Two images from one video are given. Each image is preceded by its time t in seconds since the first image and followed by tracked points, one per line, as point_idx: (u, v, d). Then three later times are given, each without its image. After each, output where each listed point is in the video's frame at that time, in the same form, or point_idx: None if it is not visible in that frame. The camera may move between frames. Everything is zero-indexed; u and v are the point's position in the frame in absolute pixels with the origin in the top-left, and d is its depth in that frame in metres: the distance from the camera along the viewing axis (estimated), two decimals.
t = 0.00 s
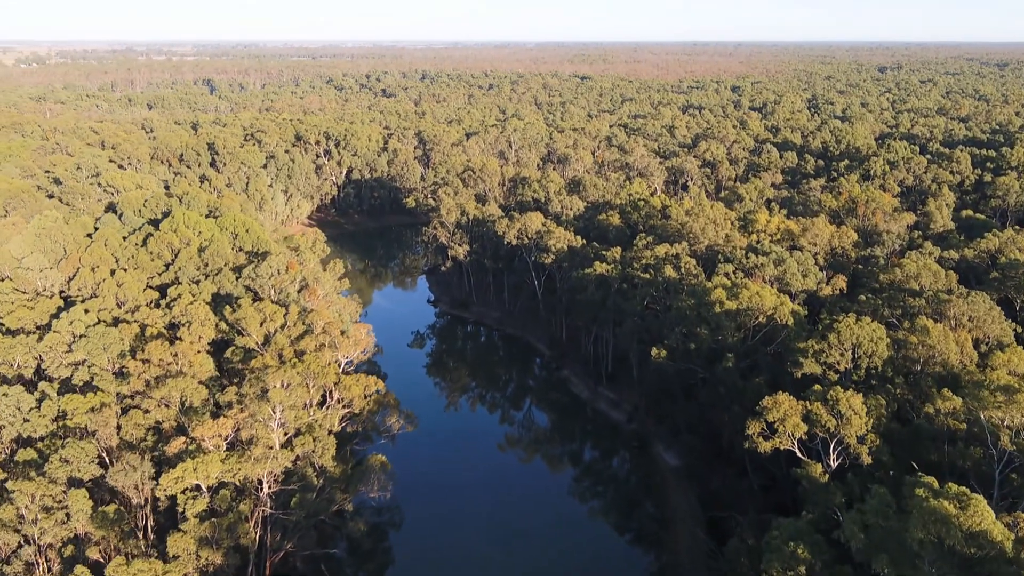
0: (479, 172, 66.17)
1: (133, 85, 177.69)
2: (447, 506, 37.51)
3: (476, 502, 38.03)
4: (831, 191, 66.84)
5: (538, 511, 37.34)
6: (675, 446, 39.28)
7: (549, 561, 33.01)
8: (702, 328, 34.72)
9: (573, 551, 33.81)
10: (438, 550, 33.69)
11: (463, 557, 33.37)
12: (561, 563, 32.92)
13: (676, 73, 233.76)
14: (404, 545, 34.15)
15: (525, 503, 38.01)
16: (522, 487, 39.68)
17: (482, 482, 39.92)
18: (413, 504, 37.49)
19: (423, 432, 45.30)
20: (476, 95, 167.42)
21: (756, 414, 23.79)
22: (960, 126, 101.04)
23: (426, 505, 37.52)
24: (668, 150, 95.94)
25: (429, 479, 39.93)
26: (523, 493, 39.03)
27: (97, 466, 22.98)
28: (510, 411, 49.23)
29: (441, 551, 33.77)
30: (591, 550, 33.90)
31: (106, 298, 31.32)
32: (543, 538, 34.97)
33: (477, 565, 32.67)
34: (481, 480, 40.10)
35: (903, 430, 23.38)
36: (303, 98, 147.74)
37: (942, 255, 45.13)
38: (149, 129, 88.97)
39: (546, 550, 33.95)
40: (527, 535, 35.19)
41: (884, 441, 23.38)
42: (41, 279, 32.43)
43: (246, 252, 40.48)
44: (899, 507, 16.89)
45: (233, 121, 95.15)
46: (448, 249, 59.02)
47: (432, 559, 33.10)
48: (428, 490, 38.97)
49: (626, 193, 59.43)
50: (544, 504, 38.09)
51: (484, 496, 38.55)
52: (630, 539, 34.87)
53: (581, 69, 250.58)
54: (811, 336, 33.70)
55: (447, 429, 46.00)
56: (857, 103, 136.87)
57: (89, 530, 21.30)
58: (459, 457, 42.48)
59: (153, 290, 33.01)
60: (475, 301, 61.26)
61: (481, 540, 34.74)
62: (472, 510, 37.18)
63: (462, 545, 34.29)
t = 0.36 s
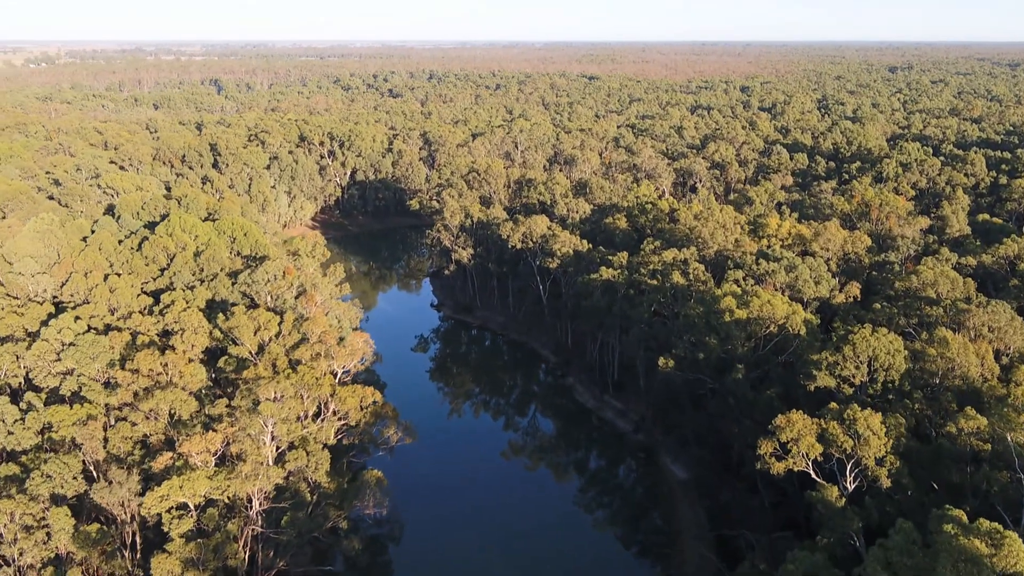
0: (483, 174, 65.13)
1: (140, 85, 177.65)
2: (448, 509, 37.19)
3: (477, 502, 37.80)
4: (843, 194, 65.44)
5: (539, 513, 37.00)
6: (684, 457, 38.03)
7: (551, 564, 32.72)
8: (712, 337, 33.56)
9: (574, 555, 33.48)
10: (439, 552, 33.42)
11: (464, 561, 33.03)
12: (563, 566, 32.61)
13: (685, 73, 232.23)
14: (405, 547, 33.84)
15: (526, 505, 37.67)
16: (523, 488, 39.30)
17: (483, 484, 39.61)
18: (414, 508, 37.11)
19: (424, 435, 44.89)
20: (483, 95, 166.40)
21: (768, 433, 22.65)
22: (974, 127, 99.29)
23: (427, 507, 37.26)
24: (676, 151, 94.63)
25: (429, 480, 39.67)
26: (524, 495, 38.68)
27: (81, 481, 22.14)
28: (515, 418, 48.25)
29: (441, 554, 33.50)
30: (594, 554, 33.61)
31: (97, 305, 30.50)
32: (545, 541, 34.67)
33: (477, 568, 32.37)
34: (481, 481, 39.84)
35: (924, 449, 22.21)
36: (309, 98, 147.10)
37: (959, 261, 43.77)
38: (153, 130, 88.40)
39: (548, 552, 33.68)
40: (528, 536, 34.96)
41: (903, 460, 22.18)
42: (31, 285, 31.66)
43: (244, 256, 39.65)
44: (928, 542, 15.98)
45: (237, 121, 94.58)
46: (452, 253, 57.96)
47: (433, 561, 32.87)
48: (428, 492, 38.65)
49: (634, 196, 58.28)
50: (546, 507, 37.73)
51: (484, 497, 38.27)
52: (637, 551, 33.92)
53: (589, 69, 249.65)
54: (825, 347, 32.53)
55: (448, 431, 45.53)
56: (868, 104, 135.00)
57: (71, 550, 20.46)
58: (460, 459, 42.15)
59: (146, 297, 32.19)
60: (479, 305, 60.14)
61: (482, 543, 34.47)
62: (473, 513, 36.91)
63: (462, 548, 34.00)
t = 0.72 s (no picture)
0: (488, 176, 64.08)
1: (147, 85, 177.66)
2: (448, 509, 37.25)
3: (477, 502, 37.92)
4: (855, 198, 64.10)
5: (538, 514, 37.05)
6: (692, 471, 36.67)
7: (552, 565, 32.77)
8: (721, 348, 32.38)
9: (575, 555, 33.52)
10: (439, 552, 33.47)
11: (464, 562, 33.06)
12: (563, 566, 32.69)
13: (694, 73, 230.71)
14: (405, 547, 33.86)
15: (526, 506, 37.75)
16: (522, 489, 39.36)
17: (483, 485, 39.63)
18: (414, 509, 37.12)
19: (424, 436, 44.78)
20: (489, 96, 165.47)
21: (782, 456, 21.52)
22: (987, 129, 97.56)
23: (427, 507, 37.33)
24: (684, 153, 93.34)
25: (429, 480, 39.73)
26: (524, 495, 38.74)
27: (62, 500, 21.33)
28: (519, 425, 47.26)
29: (442, 553, 33.56)
30: (594, 554, 33.67)
31: (87, 313, 29.74)
32: (545, 541, 34.72)
33: (477, 569, 32.41)
34: (480, 480, 39.96)
35: (945, 472, 21.04)
36: (315, 98, 146.50)
37: (976, 268, 42.42)
38: (157, 131, 87.85)
39: (548, 553, 33.71)
40: (528, 536, 35.07)
41: (923, 484, 21.06)
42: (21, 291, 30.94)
43: (241, 262, 38.83)
44: None
45: (241, 122, 93.91)
46: (455, 257, 56.87)
47: (433, 561, 32.94)
48: (428, 492, 38.65)
49: (640, 199, 57.17)
50: (546, 507, 37.84)
51: (484, 497, 38.33)
52: (643, 564, 32.92)
53: (597, 70, 248.60)
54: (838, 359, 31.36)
55: (449, 433, 45.40)
56: (879, 105, 133.25)
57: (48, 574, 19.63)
58: (460, 459, 42.19)
59: (138, 304, 31.42)
60: (483, 310, 58.99)
61: (483, 544, 34.49)
62: (472, 513, 36.99)
63: (462, 549, 34.03)
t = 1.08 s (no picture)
0: (492, 179, 63.01)
1: (154, 85, 177.68)
2: (448, 508, 37.33)
3: (476, 499, 38.20)
4: (868, 203, 62.72)
5: (537, 514, 37.11)
6: (701, 486, 35.27)
7: (552, 564, 32.80)
8: (731, 360, 31.16)
9: (574, 555, 33.57)
10: (439, 552, 33.49)
11: (465, 562, 33.04)
12: (563, 566, 32.73)
13: (703, 74, 229.03)
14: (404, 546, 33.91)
15: (527, 506, 37.80)
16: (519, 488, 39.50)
17: (481, 484, 39.72)
18: (414, 507, 37.12)
19: (426, 438, 44.55)
20: (496, 96, 164.52)
21: (798, 482, 20.48)
22: (1002, 131, 95.76)
23: (427, 506, 37.36)
24: (693, 155, 91.96)
25: (428, 479, 39.82)
26: (524, 495, 38.82)
27: (44, 521, 20.50)
28: (523, 433, 46.25)
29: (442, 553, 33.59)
30: (592, 553, 33.75)
31: (78, 322, 28.97)
32: (545, 541, 34.77)
33: (478, 569, 32.42)
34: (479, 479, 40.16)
35: (970, 499, 19.84)
36: (322, 99, 145.91)
37: (995, 277, 41.01)
38: (160, 132, 87.34)
39: (548, 552, 33.74)
40: (528, 536, 35.13)
41: (948, 512, 19.86)
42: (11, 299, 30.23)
43: (239, 268, 37.97)
44: None
45: (246, 123, 93.23)
46: (459, 261, 55.83)
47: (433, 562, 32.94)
48: (427, 492, 38.70)
49: (648, 203, 56.03)
50: (545, 507, 37.98)
51: (484, 496, 38.45)
52: None
53: (604, 70, 247.39)
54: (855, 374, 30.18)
55: (451, 433, 45.35)
56: (889, 106, 131.48)
57: None
58: (460, 458, 42.31)
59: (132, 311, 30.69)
60: (488, 316, 57.80)
61: (483, 544, 34.53)
62: (472, 511, 37.12)
63: (462, 549, 34.01)
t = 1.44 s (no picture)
0: (498, 181, 62.00)
1: (162, 86, 177.71)
2: (447, 506, 37.54)
3: (477, 497, 38.51)
4: (881, 207, 61.29)
5: (535, 512, 37.44)
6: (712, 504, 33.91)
7: (553, 562, 33.10)
8: (743, 374, 29.96)
9: (574, 552, 33.95)
10: (439, 550, 33.59)
11: (465, 561, 33.13)
12: (564, 563, 33.06)
13: (712, 74, 227.45)
14: (403, 545, 33.93)
15: (527, 504, 38.13)
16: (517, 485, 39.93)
17: (480, 482, 40.06)
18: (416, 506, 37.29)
19: (427, 437, 44.57)
20: (503, 97, 163.49)
21: (814, 512, 19.38)
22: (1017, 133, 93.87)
23: (428, 505, 37.51)
24: (702, 157, 90.65)
25: (428, 478, 39.97)
26: (524, 493, 39.15)
27: (24, 544, 19.64)
28: (528, 442, 45.25)
29: (441, 552, 33.73)
30: (591, 553, 33.92)
31: (68, 332, 28.27)
32: (545, 538, 35.13)
33: (479, 566, 32.64)
34: (479, 476, 40.52)
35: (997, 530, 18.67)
36: (328, 99, 145.35)
37: (1015, 286, 39.66)
38: (164, 133, 86.82)
39: (549, 550, 34.07)
40: (528, 535, 35.34)
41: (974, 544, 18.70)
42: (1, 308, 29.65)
43: (237, 274, 37.12)
44: None
45: (250, 124, 92.63)
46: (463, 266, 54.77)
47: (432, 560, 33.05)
48: (427, 490, 38.89)
49: (656, 208, 54.82)
50: (546, 504, 38.30)
51: (483, 494, 38.76)
52: None
53: (612, 70, 246.13)
54: (872, 390, 29.05)
55: (450, 433, 45.56)
56: (901, 107, 129.60)
57: None
58: (460, 456, 42.63)
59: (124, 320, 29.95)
60: (492, 322, 56.69)
61: (484, 541, 34.77)
62: (472, 509, 37.42)
63: (464, 547, 34.21)
